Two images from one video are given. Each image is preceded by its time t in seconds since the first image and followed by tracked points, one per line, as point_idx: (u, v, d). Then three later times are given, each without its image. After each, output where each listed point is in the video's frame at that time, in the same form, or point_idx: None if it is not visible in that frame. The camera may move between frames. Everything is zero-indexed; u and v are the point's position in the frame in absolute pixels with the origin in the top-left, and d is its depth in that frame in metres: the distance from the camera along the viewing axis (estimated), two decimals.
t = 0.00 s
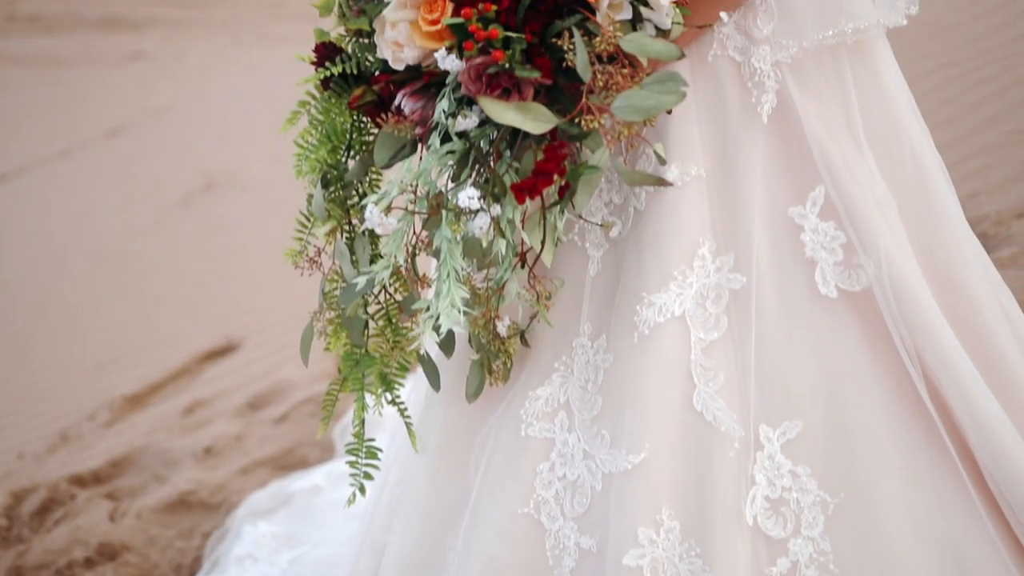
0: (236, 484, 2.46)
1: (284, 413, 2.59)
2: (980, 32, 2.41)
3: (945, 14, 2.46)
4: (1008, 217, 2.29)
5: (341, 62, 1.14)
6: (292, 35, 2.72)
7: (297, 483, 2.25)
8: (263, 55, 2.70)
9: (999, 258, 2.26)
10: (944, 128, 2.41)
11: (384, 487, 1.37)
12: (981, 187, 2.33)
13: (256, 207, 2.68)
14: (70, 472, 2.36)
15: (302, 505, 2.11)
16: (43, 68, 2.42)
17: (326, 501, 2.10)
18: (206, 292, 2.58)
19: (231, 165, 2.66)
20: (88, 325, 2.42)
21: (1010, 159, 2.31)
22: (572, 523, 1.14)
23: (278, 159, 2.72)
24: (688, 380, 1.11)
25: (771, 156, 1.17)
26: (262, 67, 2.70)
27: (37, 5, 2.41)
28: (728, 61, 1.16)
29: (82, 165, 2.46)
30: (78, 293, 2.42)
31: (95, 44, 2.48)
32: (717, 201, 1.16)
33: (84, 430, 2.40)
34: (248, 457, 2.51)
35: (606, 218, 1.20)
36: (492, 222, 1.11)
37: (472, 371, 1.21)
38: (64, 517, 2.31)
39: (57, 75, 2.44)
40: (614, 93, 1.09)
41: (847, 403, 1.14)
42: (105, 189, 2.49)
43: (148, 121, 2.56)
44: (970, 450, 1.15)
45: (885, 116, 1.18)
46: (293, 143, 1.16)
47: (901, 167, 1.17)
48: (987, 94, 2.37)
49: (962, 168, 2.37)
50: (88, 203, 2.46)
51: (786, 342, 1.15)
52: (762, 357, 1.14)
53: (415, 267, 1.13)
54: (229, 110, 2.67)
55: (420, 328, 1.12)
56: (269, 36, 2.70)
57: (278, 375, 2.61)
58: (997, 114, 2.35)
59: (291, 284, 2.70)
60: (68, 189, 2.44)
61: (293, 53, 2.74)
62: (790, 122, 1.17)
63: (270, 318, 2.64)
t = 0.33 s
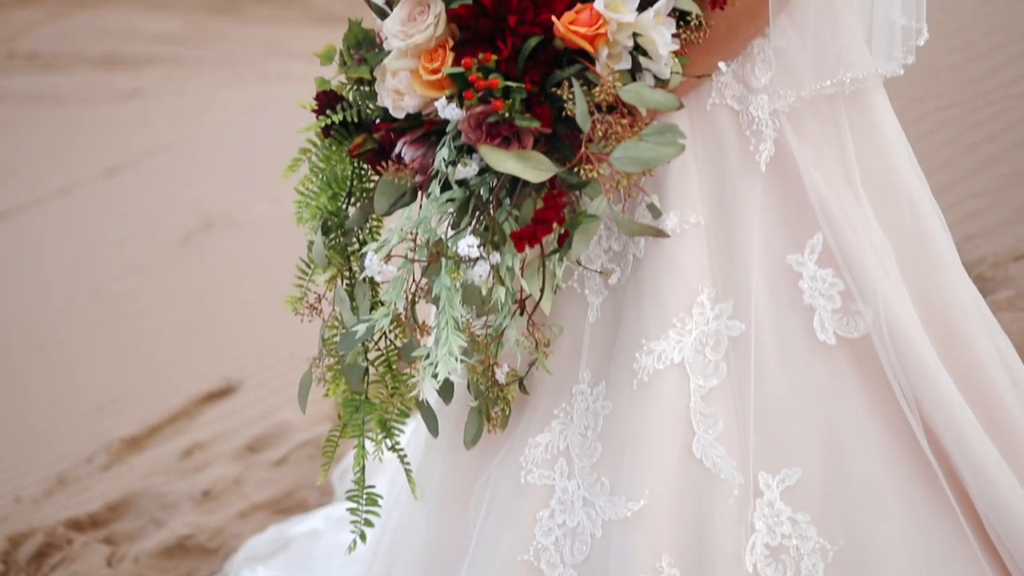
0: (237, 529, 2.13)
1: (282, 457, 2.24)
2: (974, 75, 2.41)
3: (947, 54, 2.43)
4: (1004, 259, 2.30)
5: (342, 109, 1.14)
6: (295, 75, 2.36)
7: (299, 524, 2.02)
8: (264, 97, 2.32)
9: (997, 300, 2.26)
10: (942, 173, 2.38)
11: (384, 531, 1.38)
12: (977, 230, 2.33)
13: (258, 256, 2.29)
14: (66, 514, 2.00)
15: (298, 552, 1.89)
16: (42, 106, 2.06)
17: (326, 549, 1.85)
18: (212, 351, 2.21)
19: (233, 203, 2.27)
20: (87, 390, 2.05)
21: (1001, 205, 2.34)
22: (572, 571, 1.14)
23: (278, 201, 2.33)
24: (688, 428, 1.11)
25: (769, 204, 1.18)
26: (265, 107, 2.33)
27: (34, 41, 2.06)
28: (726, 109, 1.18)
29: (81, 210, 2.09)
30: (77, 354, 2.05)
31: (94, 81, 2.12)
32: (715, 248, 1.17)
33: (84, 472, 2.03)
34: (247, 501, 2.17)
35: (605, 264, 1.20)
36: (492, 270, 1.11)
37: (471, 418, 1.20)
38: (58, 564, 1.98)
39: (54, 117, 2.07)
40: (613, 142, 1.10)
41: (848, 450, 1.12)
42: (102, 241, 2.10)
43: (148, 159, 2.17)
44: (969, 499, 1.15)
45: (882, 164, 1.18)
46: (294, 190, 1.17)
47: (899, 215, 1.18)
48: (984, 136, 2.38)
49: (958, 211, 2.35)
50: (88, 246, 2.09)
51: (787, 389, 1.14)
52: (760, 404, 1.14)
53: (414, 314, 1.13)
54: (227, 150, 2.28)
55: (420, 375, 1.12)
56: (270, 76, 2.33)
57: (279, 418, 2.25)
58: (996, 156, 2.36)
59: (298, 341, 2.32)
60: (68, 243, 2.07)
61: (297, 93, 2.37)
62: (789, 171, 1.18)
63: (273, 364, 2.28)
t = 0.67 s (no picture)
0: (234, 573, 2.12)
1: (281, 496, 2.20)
2: (972, 114, 2.40)
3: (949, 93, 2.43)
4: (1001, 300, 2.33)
5: (342, 154, 1.16)
6: (295, 111, 2.29)
7: (296, 567, 2.01)
8: (263, 133, 2.23)
9: (993, 341, 2.31)
10: (942, 212, 2.40)
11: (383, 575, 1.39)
12: (974, 270, 2.35)
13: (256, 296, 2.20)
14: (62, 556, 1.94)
15: None
16: (43, 142, 1.95)
17: None
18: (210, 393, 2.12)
19: (231, 240, 2.18)
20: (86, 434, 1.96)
21: (1002, 244, 2.35)
22: None
23: (277, 239, 2.25)
24: (687, 473, 1.11)
25: (768, 250, 1.19)
26: (264, 144, 2.23)
27: (35, 76, 1.94)
28: (725, 154, 1.19)
29: (81, 246, 1.98)
30: (73, 400, 1.94)
31: (93, 118, 2.00)
32: (714, 293, 1.17)
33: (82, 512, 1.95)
34: (245, 542, 2.14)
35: (605, 309, 1.20)
36: (491, 315, 1.12)
37: (471, 462, 1.22)
38: None
39: (53, 154, 1.96)
40: (613, 189, 1.10)
41: (848, 495, 1.12)
42: (101, 282, 2.00)
43: (149, 194, 2.07)
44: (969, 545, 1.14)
45: (879, 210, 1.19)
46: (294, 235, 1.17)
47: (897, 261, 1.19)
48: (984, 175, 2.38)
49: (957, 251, 2.37)
50: (87, 286, 1.98)
51: (786, 435, 1.14)
52: (758, 449, 1.14)
53: (414, 359, 1.13)
54: (228, 187, 2.18)
55: (420, 420, 1.11)
56: (270, 111, 2.24)
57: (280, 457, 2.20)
58: (993, 196, 2.36)
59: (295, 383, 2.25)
60: (67, 286, 1.96)
61: (296, 129, 2.29)
62: (788, 217, 1.19)
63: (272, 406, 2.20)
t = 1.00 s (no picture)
0: None
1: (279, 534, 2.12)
2: (971, 151, 2.42)
3: (951, 127, 2.42)
4: (999, 338, 2.33)
5: (343, 197, 1.16)
6: (294, 145, 2.20)
7: None
8: (263, 166, 2.15)
9: (992, 381, 2.30)
10: (942, 249, 2.40)
11: None
12: (973, 309, 2.34)
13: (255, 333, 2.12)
14: None
15: None
16: (44, 176, 1.85)
17: None
18: (210, 432, 2.05)
19: (230, 274, 2.10)
20: (85, 474, 1.88)
21: (1002, 282, 2.36)
22: None
23: (275, 271, 2.17)
24: (686, 516, 1.10)
25: (767, 293, 1.19)
26: (264, 176, 2.16)
27: (36, 107, 1.83)
28: (724, 197, 1.19)
29: (81, 281, 1.89)
30: (68, 444, 1.86)
31: (92, 150, 1.90)
32: (715, 336, 1.17)
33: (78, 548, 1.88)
34: None
35: (604, 351, 1.21)
36: (492, 358, 1.12)
37: (471, 505, 1.22)
38: None
39: (54, 188, 1.86)
40: (614, 233, 1.11)
41: (848, 538, 1.12)
42: (99, 320, 1.91)
43: (148, 227, 1.98)
44: None
45: (878, 252, 1.20)
46: (295, 277, 1.18)
47: (897, 303, 1.19)
48: (984, 214, 2.41)
49: (954, 290, 2.36)
50: (82, 323, 1.89)
51: (785, 479, 1.14)
52: (759, 492, 1.14)
53: (415, 403, 1.13)
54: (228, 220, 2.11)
55: (420, 463, 1.11)
56: (268, 144, 2.15)
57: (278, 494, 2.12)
58: (994, 233, 2.39)
59: (294, 421, 2.17)
60: (65, 324, 1.87)
61: (296, 162, 2.21)
62: (788, 260, 1.19)
63: (273, 440, 2.14)
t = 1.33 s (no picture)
0: None
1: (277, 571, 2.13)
2: (970, 185, 2.43)
3: (949, 162, 2.42)
4: (1000, 374, 2.34)
5: (344, 238, 1.17)
6: (294, 175, 2.22)
7: None
8: (263, 198, 2.18)
9: (992, 417, 2.32)
10: (942, 284, 2.40)
11: None
12: (972, 345, 2.35)
13: (253, 364, 2.15)
14: None
15: None
16: (43, 208, 1.95)
17: None
18: (207, 460, 2.09)
19: (229, 305, 2.14)
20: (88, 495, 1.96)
21: (1002, 316, 2.37)
22: None
23: (274, 303, 2.19)
24: (686, 558, 1.09)
25: (768, 334, 1.19)
26: (264, 208, 2.18)
27: (37, 138, 1.94)
28: (724, 238, 1.19)
29: (81, 313, 1.98)
30: (70, 463, 1.95)
31: (93, 182, 1.99)
32: (715, 376, 1.17)
33: None
34: None
35: (604, 391, 1.21)
36: (493, 399, 1.12)
37: (471, 546, 1.21)
38: None
39: (55, 220, 1.96)
40: (615, 274, 1.11)
41: None
42: (100, 346, 1.99)
43: (148, 259, 2.05)
44: None
45: (877, 292, 1.20)
46: (296, 316, 1.18)
47: (897, 343, 1.19)
48: (981, 248, 2.41)
49: (952, 326, 2.37)
50: (82, 353, 1.97)
51: (786, 520, 1.14)
52: (760, 533, 1.13)
53: (416, 444, 1.13)
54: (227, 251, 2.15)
55: (421, 505, 1.11)
56: (267, 174, 2.18)
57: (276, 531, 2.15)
58: (994, 267, 2.39)
59: (294, 455, 2.20)
60: (66, 348, 1.96)
61: (297, 195, 2.23)
62: (788, 300, 1.19)
63: (273, 475, 2.16)
